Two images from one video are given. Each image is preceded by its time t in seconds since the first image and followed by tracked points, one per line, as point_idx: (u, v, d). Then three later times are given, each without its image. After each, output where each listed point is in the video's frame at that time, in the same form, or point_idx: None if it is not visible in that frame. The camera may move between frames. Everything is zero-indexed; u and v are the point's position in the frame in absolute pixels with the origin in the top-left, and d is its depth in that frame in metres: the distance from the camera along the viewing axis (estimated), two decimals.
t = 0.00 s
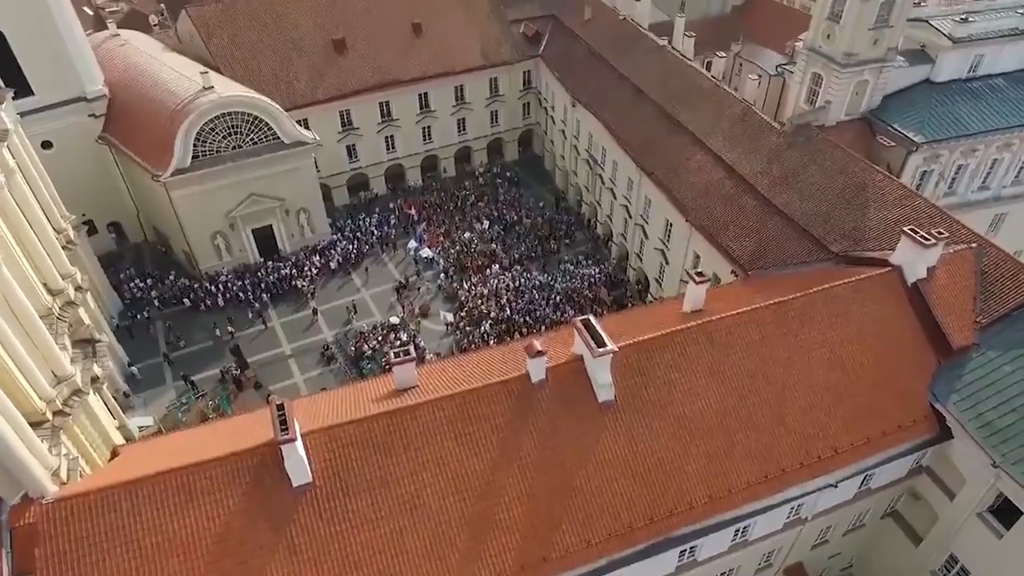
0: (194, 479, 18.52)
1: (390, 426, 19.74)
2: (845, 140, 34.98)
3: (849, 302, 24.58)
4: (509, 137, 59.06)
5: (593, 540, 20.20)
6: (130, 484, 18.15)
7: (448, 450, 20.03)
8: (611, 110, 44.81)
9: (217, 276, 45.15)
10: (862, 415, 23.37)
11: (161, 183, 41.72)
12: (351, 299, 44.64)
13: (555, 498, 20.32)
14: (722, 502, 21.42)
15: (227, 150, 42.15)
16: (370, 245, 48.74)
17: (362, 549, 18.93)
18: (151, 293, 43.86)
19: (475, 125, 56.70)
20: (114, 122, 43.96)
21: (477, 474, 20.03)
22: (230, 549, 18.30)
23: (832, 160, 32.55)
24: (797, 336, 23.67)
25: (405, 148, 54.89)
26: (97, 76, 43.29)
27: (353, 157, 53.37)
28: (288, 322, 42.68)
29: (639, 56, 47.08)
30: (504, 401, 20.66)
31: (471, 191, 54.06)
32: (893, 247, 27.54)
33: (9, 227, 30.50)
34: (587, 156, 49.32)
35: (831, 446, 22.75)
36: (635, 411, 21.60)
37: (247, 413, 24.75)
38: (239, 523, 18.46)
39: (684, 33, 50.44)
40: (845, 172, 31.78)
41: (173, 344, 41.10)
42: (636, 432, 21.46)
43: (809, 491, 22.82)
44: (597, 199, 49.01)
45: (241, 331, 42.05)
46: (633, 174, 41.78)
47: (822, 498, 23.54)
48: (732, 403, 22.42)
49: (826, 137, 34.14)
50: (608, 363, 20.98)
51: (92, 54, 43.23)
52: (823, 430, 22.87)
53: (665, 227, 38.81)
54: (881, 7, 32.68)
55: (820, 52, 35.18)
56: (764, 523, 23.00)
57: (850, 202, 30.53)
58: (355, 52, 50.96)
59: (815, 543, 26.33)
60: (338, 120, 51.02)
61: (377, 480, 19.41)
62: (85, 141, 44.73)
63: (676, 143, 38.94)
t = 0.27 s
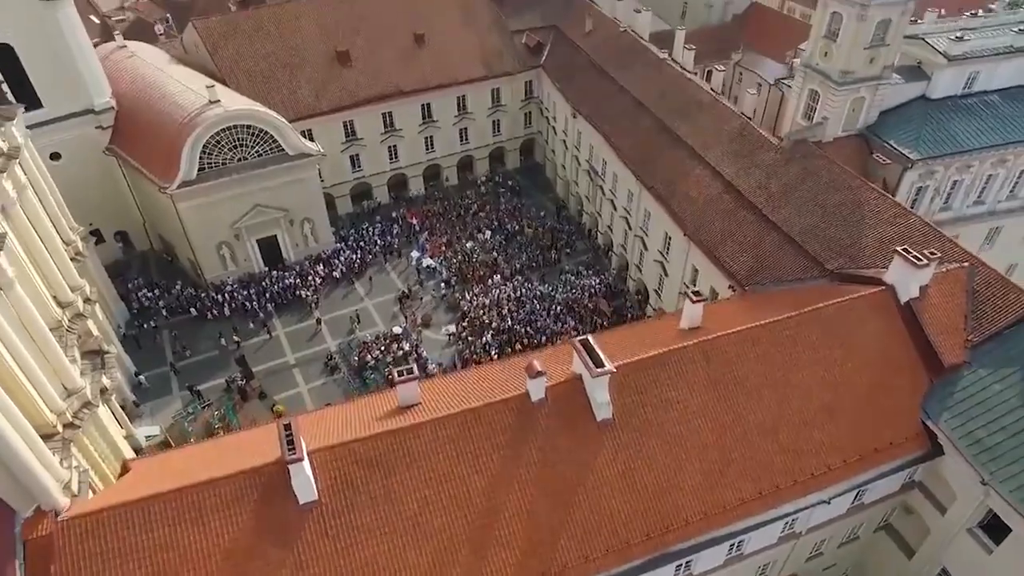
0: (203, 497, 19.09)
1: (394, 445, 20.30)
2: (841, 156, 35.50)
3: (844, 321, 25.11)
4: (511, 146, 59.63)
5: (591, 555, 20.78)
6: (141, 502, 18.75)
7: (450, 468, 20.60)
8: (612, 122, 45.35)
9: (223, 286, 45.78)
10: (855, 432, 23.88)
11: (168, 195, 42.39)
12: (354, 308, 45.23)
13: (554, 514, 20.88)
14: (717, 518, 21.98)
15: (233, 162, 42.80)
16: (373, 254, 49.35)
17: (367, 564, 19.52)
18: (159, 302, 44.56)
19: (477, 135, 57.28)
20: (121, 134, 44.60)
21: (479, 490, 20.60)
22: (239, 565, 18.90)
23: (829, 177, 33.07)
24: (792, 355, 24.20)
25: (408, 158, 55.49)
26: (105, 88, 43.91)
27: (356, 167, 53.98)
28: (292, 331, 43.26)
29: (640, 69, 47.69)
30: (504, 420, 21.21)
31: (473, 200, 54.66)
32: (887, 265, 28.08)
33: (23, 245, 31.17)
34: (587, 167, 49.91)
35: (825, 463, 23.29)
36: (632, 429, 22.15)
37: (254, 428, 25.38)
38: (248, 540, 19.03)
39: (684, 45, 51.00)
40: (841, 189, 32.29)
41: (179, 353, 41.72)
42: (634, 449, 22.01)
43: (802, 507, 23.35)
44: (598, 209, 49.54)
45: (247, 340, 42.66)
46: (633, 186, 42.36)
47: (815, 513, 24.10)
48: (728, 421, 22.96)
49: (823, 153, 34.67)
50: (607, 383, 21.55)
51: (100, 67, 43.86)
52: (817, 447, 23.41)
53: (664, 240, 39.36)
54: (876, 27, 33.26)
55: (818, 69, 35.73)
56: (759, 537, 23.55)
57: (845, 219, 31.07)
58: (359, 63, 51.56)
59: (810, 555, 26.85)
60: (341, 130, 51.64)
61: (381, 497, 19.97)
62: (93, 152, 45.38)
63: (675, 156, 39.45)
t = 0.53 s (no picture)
0: (213, 514, 19.67)
1: (397, 463, 20.86)
2: (838, 172, 35.99)
3: (839, 339, 25.57)
4: (513, 155, 60.15)
5: (589, 570, 21.38)
6: (153, 519, 19.34)
7: (452, 484, 21.17)
8: (612, 135, 45.88)
9: (228, 295, 46.39)
10: (849, 449, 24.40)
11: (175, 206, 43.02)
12: (357, 318, 45.80)
13: (554, 530, 21.45)
14: (713, 534, 22.55)
15: (239, 174, 43.41)
16: (376, 263, 49.94)
17: None
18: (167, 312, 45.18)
19: (479, 144, 57.82)
20: (128, 145, 45.22)
21: (480, 507, 21.17)
22: None
23: (826, 193, 33.59)
24: (788, 373, 24.68)
25: (410, 167, 56.03)
26: (113, 101, 44.51)
27: (359, 176, 54.55)
28: (296, 341, 43.85)
29: (640, 81, 48.21)
30: (505, 438, 21.76)
31: (475, 209, 55.23)
32: (881, 283, 28.58)
33: (35, 260, 31.69)
34: (588, 178, 50.42)
35: (819, 479, 23.83)
36: (630, 446, 22.69)
37: (261, 442, 25.95)
38: (256, 555, 19.61)
39: (684, 57, 51.42)
40: (837, 206, 32.79)
41: (185, 363, 42.31)
42: (632, 466, 22.56)
43: (797, 522, 23.90)
44: (599, 220, 50.05)
45: (252, 349, 43.28)
46: (633, 199, 42.92)
47: (809, 528, 24.66)
48: (724, 438, 23.48)
49: (820, 169, 35.18)
50: (605, 403, 22.10)
51: (108, 80, 44.47)
52: (811, 464, 23.94)
53: (664, 252, 39.87)
54: (873, 45, 33.77)
55: (815, 86, 36.26)
56: (754, 551, 24.12)
57: (841, 235, 31.58)
58: (362, 74, 52.11)
59: (805, 567, 27.39)
60: (345, 140, 52.20)
61: (385, 513, 20.55)
62: (101, 163, 45.99)
63: (674, 170, 39.96)
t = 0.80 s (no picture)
0: (225, 530, 20.35)
1: (401, 479, 21.51)
2: (835, 188, 36.58)
3: (834, 357, 26.15)
4: (515, 164, 60.78)
5: None
6: (167, 534, 20.03)
7: (456, 501, 21.82)
8: (614, 147, 46.47)
9: (234, 304, 47.12)
10: (842, 466, 24.99)
11: (183, 218, 43.75)
12: (362, 327, 46.47)
13: (553, 546, 22.10)
14: (708, 549, 23.16)
15: (246, 186, 44.12)
16: (381, 272, 50.60)
17: None
18: (175, 320, 45.89)
19: (482, 153, 58.43)
20: (137, 157, 45.95)
21: (482, 523, 21.81)
22: None
23: (823, 210, 34.17)
24: (783, 391, 25.28)
25: (414, 176, 56.69)
26: (122, 113, 45.23)
27: (364, 186, 55.22)
28: (301, 350, 44.54)
29: (642, 93, 48.80)
30: (507, 455, 22.41)
31: (478, 218, 55.86)
32: (875, 301, 29.17)
33: (46, 274, 32.25)
34: (590, 189, 51.00)
35: (813, 495, 24.44)
36: (628, 464, 23.32)
37: (269, 455, 26.62)
38: (266, 570, 20.29)
39: (685, 70, 51.93)
40: (834, 223, 33.38)
41: (193, 372, 43.03)
42: (630, 483, 23.19)
43: (791, 537, 24.52)
44: (600, 230, 50.65)
45: (258, 358, 44.00)
46: (633, 211, 43.53)
47: (803, 542, 25.27)
48: (720, 456, 24.09)
49: (818, 185, 35.78)
50: (603, 422, 22.73)
51: (117, 93, 45.19)
52: (805, 480, 24.55)
53: (664, 265, 40.47)
54: (870, 64, 34.35)
55: (813, 103, 36.87)
56: (749, 565, 24.75)
57: (836, 253, 32.18)
58: (367, 85, 52.74)
59: None
60: (350, 151, 52.89)
61: (390, 529, 21.21)
62: (110, 173, 46.72)
63: (674, 184, 40.54)
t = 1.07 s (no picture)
0: (236, 543, 20.98)
1: (406, 494, 22.14)
2: (833, 203, 37.13)
3: (830, 373, 26.69)
4: (518, 173, 61.37)
5: None
6: (180, 547, 20.68)
7: (459, 515, 22.43)
8: (615, 158, 47.03)
9: (241, 313, 47.80)
10: (838, 480, 25.54)
11: (191, 228, 44.42)
12: (367, 336, 47.11)
13: (554, 559, 22.69)
14: (705, 562, 23.75)
15: (253, 196, 44.84)
16: (385, 281, 51.21)
17: None
18: (183, 328, 46.53)
19: (485, 162, 59.03)
20: (146, 167, 46.62)
21: (485, 536, 22.42)
22: None
23: (821, 225, 34.73)
24: (779, 407, 25.83)
25: (418, 185, 57.34)
26: (131, 124, 45.87)
27: (368, 194, 55.86)
28: (307, 358, 45.18)
29: (643, 105, 49.37)
30: (508, 470, 23.01)
31: (481, 226, 56.46)
32: (871, 318, 29.72)
33: (58, 286, 32.94)
34: (592, 199, 51.60)
35: (808, 510, 25.00)
36: (627, 478, 23.91)
37: (276, 467, 27.26)
38: None
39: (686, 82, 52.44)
40: (831, 238, 33.95)
41: (201, 380, 43.67)
42: (629, 498, 23.79)
43: (786, 550, 25.08)
44: (602, 239, 51.19)
45: (265, 366, 44.67)
46: (634, 223, 44.12)
47: (799, 555, 25.83)
48: (718, 471, 24.66)
49: (816, 200, 36.35)
50: (603, 438, 23.31)
51: (126, 104, 45.87)
52: (800, 495, 25.11)
53: (664, 277, 41.04)
54: (868, 82, 34.91)
55: (811, 119, 37.41)
56: None
57: (833, 268, 32.74)
58: (372, 96, 53.37)
59: None
60: (354, 160, 53.54)
61: (396, 542, 21.81)
62: (118, 183, 47.39)
63: (675, 197, 41.08)
